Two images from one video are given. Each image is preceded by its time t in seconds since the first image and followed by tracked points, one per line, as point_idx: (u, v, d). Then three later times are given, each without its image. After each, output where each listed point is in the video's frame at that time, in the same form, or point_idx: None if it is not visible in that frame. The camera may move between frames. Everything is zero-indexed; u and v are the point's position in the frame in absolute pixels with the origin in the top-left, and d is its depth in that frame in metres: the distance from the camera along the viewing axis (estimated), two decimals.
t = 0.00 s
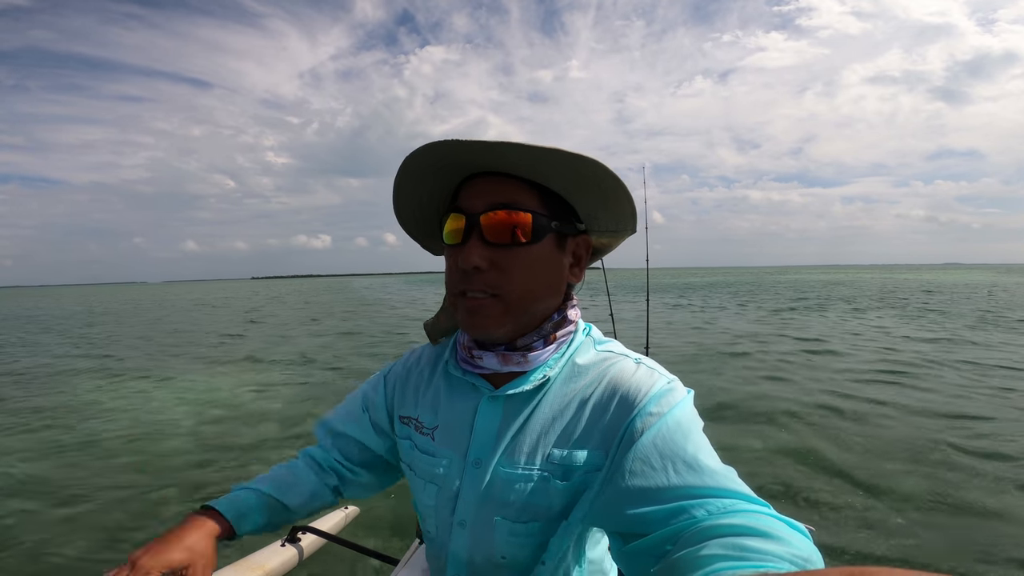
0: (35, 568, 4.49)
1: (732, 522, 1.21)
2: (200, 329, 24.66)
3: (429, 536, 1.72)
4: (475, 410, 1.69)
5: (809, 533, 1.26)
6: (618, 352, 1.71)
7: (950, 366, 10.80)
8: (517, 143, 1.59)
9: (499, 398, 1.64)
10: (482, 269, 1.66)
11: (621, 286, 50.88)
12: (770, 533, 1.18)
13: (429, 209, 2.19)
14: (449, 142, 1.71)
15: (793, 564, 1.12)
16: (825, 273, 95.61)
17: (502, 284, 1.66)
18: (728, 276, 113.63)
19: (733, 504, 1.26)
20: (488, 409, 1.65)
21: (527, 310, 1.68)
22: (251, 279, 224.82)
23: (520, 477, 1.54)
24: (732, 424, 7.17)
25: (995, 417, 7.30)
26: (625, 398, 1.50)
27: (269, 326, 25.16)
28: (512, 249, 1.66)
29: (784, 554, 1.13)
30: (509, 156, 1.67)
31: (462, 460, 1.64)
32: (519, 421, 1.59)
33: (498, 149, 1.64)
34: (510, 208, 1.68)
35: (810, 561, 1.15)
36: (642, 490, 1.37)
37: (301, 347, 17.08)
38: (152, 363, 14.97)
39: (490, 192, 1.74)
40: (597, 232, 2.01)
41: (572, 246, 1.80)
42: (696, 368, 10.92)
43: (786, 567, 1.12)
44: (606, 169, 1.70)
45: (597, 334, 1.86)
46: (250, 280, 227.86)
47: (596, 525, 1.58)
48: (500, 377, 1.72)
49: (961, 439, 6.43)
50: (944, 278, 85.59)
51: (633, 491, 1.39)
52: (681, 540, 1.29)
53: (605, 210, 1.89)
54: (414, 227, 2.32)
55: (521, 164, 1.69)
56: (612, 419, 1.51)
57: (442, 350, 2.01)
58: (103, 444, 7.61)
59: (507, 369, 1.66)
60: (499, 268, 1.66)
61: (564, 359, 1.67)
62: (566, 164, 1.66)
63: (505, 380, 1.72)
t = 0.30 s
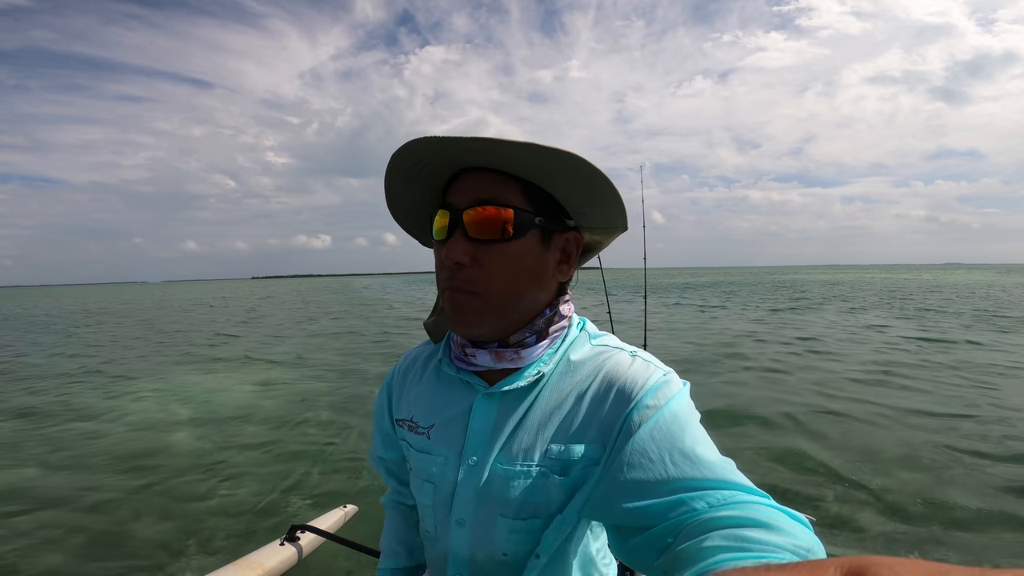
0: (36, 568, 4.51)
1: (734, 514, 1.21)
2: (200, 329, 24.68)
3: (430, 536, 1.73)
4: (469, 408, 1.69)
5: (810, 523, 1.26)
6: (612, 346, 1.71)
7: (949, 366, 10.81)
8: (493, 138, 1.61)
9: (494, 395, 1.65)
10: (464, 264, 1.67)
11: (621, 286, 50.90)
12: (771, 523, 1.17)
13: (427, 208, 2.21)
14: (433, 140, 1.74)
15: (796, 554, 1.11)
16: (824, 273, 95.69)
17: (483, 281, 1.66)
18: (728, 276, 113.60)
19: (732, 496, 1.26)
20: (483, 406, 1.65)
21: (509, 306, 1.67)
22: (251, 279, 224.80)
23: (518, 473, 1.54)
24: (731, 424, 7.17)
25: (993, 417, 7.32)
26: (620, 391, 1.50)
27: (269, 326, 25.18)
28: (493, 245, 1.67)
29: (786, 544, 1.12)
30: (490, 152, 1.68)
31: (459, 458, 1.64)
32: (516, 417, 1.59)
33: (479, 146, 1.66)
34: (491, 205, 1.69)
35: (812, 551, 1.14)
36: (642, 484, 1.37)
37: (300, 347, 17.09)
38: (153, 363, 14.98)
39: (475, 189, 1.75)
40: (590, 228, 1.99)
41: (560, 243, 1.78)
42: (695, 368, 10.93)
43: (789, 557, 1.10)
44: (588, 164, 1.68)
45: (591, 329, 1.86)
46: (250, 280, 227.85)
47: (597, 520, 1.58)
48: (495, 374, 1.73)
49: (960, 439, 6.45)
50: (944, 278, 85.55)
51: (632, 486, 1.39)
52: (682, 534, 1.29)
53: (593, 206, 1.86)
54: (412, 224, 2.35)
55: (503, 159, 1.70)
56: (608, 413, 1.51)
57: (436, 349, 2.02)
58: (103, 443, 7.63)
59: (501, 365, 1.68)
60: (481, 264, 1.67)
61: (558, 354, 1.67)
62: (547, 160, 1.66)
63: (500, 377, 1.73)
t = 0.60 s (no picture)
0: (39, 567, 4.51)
1: (738, 518, 1.21)
2: (202, 328, 24.71)
3: (436, 523, 1.73)
4: (480, 396, 1.70)
5: (817, 530, 1.26)
6: (625, 343, 1.70)
7: (952, 367, 10.78)
8: (524, 135, 1.61)
9: (504, 385, 1.65)
10: (484, 255, 1.69)
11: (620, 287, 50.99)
12: (776, 529, 1.18)
13: (453, 202, 2.22)
14: (466, 132, 1.74)
15: (801, 561, 1.13)
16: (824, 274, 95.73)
17: (500, 272, 1.68)
18: (729, 276, 113.60)
19: (739, 500, 1.25)
20: (494, 395, 1.65)
21: (525, 300, 1.68)
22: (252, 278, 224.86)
23: (523, 466, 1.53)
24: (734, 424, 7.16)
25: (997, 418, 7.30)
26: (630, 388, 1.50)
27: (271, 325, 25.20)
28: (514, 240, 1.67)
29: (792, 550, 1.14)
30: (521, 149, 1.68)
31: (467, 446, 1.65)
32: (524, 408, 1.59)
33: (510, 142, 1.66)
34: (517, 201, 1.69)
35: (816, 558, 1.15)
36: (647, 485, 1.37)
37: (301, 346, 17.09)
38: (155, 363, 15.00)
39: (502, 183, 1.75)
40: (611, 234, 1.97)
41: (580, 244, 1.78)
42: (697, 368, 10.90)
43: (793, 564, 1.12)
44: (615, 169, 1.67)
45: (605, 324, 1.85)
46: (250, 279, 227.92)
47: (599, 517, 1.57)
48: (506, 364, 1.74)
49: (964, 440, 6.43)
50: (945, 278, 85.47)
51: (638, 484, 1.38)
52: (687, 536, 1.29)
53: (616, 212, 1.85)
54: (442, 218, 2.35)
55: (531, 157, 1.70)
56: (617, 410, 1.50)
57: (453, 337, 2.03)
58: (107, 442, 7.64)
59: (511, 357, 1.69)
60: (500, 257, 1.68)
61: (571, 347, 1.67)
62: (574, 162, 1.65)
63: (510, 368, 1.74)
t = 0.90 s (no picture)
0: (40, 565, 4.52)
1: (749, 517, 1.21)
2: (203, 327, 24.76)
3: (443, 520, 1.73)
4: (492, 392, 1.69)
5: (828, 528, 1.25)
6: (638, 341, 1.71)
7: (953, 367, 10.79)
8: (557, 131, 1.59)
9: (517, 382, 1.65)
10: (508, 252, 1.68)
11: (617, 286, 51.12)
12: (787, 527, 1.17)
13: (469, 192, 2.20)
14: (494, 124, 1.71)
15: (811, 559, 1.12)
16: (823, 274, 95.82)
17: (527, 269, 1.67)
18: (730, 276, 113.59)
19: (750, 498, 1.25)
20: (506, 391, 1.65)
21: (552, 297, 1.68)
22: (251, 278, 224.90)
23: (535, 463, 1.53)
24: (735, 424, 7.17)
25: (998, 418, 7.31)
26: (643, 386, 1.50)
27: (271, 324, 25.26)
28: (542, 236, 1.67)
29: (802, 548, 1.13)
30: (551, 143, 1.67)
31: (479, 443, 1.65)
32: (537, 405, 1.59)
33: (541, 135, 1.65)
34: (544, 197, 1.69)
35: (826, 555, 1.14)
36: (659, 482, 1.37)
37: (300, 345, 17.11)
38: (156, 361, 15.04)
39: (526, 178, 1.75)
40: (631, 232, 1.99)
41: (604, 242, 1.79)
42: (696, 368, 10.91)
43: (804, 561, 1.11)
44: (644, 167, 1.69)
45: (618, 323, 1.87)
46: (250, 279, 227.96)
47: (609, 514, 1.57)
48: (520, 360, 1.73)
49: (966, 440, 6.43)
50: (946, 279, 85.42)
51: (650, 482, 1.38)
52: (697, 533, 1.28)
53: (639, 209, 1.87)
54: (455, 211, 2.34)
55: (559, 153, 1.70)
56: (630, 407, 1.51)
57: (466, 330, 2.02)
58: (108, 441, 7.65)
59: (527, 353, 1.68)
60: (525, 253, 1.67)
61: (585, 344, 1.67)
62: (604, 158, 1.66)
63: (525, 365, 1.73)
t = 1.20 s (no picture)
0: (42, 568, 4.52)
1: (757, 528, 1.21)
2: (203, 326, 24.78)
3: (449, 534, 1.72)
4: (498, 408, 1.70)
5: (839, 539, 1.25)
6: (643, 357, 1.71)
7: (954, 369, 10.77)
8: (554, 143, 1.59)
9: (522, 399, 1.64)
10: (514, 267, 1.66)
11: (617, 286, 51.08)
12: (796, 538, 1.17)
13: (464, 210, 2.19)
14: (491, 140, 1.70)
15: (819, 566, 1.12)
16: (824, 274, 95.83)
17: (533, 283, 1.66)
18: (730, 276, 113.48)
19: (759, 510, 1.25)
20: (511, 408, 1.64)
21: (558, 309, 1.68)
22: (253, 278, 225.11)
23: (543, 480, 1.54)
24: (736, 425, 7.16)
25: (999, 420, 7.31)
26: (650, 401, 1.51)
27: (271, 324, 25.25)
28: (546, 249, 1.66)
29: (811, 557, 1.13)
30: (548, 156, 1.68)
31: (486, 459, 1.64)
32: (544, 422, 1.59)
33: (538, 149, 1.65)
34: (545, 210, 1.68)
35: (838, 564, 1.14)
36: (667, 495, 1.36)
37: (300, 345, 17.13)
38: (156, 361, 15.04)
39: (526, 192, 1.75)
40: (630, 237, 2.01)
41: (605, 251, 1.80)
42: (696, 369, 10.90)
43: (812, 569, 1.11)
44: (641, 173, 1.71)
45: (624, 338, 1.87)
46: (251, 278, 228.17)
47: (616, 527, 1.57)
48: (525, 376, 1.73)
49: (967, 443, 6.42)
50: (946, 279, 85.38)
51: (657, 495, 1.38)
52: (706, 544, 1.28)
53: (638, 215, 1.90)
54: (449, 228, 2.32)
55: (557, 165, 1.70)
56: (637, 423, 1.51)
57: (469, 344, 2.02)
58: (109, 441, 7.65)
59: (532, 368, 1.67)
60: (531, 267, 1.66)
61: (590, 361, 1.68)
62: (602, 167, 1.68)
63: (529, 380, 1.73)
